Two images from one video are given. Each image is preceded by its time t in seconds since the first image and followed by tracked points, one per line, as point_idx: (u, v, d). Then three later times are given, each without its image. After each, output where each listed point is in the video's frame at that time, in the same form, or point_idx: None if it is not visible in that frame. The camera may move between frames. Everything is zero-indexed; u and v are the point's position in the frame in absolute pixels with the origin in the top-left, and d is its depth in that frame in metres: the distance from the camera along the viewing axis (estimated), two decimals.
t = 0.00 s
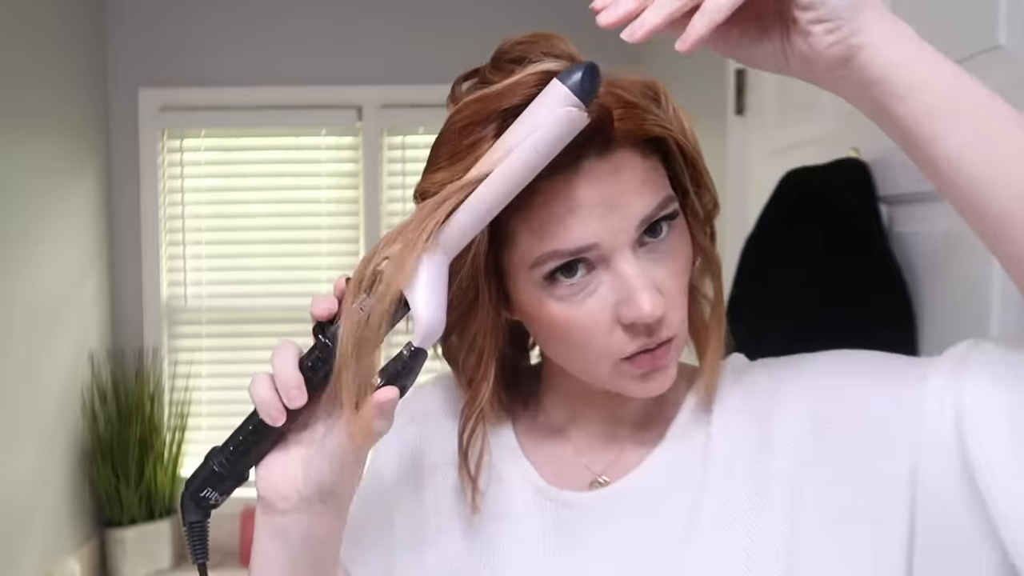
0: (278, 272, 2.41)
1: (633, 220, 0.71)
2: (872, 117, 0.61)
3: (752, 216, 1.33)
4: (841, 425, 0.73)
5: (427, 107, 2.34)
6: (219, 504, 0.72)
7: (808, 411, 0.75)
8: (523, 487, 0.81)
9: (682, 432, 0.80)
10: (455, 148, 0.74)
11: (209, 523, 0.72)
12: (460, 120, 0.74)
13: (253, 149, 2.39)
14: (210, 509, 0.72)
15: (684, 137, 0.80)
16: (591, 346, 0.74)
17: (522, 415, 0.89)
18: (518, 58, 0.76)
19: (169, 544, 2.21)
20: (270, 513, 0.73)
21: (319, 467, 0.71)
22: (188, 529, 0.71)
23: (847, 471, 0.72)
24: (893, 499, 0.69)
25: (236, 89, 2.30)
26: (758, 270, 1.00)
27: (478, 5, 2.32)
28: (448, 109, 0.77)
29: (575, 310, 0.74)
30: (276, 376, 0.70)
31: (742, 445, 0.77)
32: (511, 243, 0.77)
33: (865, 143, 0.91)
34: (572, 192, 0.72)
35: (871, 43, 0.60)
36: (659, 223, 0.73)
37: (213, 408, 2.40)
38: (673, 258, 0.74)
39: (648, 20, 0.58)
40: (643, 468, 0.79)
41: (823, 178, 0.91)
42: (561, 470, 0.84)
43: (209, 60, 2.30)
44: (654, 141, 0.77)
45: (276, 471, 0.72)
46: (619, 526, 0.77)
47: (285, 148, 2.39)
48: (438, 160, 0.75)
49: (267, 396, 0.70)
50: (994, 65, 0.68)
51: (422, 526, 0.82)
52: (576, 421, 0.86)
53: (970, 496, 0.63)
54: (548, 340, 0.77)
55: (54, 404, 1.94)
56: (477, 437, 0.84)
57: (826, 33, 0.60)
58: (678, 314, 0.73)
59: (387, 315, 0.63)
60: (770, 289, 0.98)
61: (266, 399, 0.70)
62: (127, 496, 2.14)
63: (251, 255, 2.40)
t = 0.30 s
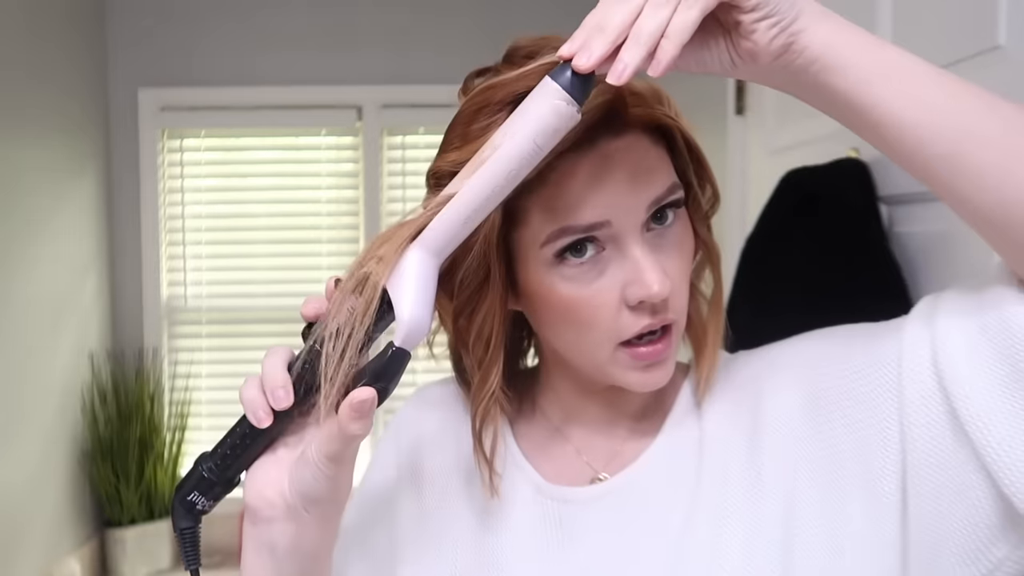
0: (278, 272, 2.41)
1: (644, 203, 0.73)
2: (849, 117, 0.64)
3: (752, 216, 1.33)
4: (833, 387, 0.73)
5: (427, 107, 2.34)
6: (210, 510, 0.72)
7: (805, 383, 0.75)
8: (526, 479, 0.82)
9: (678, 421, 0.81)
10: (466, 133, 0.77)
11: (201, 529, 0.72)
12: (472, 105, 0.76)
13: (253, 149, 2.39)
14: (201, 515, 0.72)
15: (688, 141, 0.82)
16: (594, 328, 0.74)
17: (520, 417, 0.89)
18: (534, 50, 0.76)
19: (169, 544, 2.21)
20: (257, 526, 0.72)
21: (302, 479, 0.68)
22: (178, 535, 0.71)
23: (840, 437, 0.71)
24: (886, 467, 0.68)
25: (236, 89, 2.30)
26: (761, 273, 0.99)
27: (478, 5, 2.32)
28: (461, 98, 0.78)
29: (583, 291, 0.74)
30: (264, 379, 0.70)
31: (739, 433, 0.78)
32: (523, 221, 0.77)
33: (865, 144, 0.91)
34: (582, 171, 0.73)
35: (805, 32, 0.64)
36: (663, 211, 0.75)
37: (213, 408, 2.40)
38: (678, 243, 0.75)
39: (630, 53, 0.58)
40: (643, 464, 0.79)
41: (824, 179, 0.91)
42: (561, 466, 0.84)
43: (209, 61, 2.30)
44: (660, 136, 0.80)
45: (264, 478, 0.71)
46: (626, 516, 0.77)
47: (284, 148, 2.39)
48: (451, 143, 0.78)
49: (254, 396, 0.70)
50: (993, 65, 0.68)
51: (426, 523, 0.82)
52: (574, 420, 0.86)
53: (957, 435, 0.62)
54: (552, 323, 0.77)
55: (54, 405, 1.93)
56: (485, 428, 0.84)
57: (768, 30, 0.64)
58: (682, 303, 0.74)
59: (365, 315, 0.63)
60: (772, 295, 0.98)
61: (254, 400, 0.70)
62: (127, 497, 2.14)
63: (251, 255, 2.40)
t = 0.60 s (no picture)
0: (278, 271, 2.41)
1: (646, 193, 0.73)
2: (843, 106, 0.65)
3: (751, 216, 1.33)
4: (828, 376, 0.73)
5: (426, 107, 2.34)
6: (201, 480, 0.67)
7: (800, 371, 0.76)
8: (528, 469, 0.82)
9: (677, 416, 0.81)
10: (474, 121, 0.77)
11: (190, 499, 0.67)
12: (482, 94, 0.76)
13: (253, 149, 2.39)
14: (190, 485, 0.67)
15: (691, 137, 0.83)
16: (595, 314, 0.74)
17: (519, 413, 0.89)
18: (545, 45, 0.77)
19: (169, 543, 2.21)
20: (251, 500, 0.69)
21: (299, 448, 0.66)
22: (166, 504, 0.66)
23: (835, 424, 0.72)
24: (883, 453, 0.68)
25: (236, 89, 2.30)
26: (762, 272, 1.00)
27: (478, 5, 2.33)
28: (469, 89, 0.79)
29: (587, 275, 0.74)
30: (261, 346, 0.66)
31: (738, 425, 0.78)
32: (528, 208, 0.77)
33: (864, 144, 0.91)
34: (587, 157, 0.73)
35: (801, 25, 0.64)
36: (666, 202, 0.76)
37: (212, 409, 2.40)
38: (681, 234, 0.76)
39: (637, 47, 0.59)
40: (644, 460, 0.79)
41: (824, 179, 0.91)
42: (561, 461, 0.84)
43: (209, 61, 2.30)
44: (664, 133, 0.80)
45: (258, 447, 0.68)
46: (629, 509, 0.77)
47: (284, 148, 2.39)
48: (459, 131, 0.79)
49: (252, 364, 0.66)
50: (994, 65, 0.68)
51: (426, 519, 0.83)
52: (573, 414, 0.86)
53: (950, 417, 0.62)
54: (553, 311, 0.77)
55: (54, 404, 1.93)
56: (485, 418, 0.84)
57: (763, 26, 0.64)
58: (683, 292, 0.75)
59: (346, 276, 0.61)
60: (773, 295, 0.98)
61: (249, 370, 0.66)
62: (127, 496, 2.14)
63: (250, 255, 2.41)
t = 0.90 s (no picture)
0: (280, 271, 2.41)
1: (663, 185, 0.74)
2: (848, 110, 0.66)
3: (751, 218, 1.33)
4: (832, 379, 0.73)
5: (427, 107, 2.34)
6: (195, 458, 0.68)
7: (805, 373, 0.76)
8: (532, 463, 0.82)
9: (681, 414, 0.81)
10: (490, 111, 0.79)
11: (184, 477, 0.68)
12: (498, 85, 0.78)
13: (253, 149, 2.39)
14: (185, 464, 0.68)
15: (705, 135, 0.84)
16: (609, 303, 0.74)
17: (524, 413, 0.89)
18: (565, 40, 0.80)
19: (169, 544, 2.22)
20: (269, 458, 0.73)
21: (324, 396, 0.71)
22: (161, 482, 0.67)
23: (838, 428, 0.72)
24: (886, 458, 0.68)
25: (236, 89, 2.30)
26: (763, 276, 0.99)
27: (478, 5, 2.33)
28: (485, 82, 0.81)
29: (601, 264, 0.74)
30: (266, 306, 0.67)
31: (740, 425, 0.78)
32: (544, 196, 0.78)
33: (864, 144, 0.91)
34: (606, 144, 0.75)
35: (795, 28, 0.65)
36: (680, 197, 0.77)
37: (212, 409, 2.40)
38: (695, 226, 0.76)
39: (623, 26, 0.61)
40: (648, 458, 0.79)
41: (824, 179, 0.91)
42: (567, 461, 0.84)
43: (209, 60, 2.30)
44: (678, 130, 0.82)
45: (271, 409, 0.71)
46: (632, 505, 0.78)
47: (284, 148, 2.39)
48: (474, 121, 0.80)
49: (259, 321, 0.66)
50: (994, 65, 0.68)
51: (425, 513, 0.82)
52: (579, 414, 0.86)
53: (952, 427, 0.62)
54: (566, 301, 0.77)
55: (54, 404, 1.93)
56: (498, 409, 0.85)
57: (757, 23, 0.66)
58: (696, 283, 0.75)
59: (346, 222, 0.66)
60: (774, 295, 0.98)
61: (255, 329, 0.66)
62: (127, 496, 2.14)
63: (251, 255, 2.41)
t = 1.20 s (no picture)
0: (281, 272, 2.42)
1: (671, 179, 0.74)
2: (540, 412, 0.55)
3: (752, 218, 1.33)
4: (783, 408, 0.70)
5: (426, 107, 2.34)
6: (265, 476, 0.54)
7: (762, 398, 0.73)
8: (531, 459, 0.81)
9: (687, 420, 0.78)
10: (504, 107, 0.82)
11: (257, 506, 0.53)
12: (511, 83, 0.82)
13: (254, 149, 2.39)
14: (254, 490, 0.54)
15: (709, 141, 0.84)
16: (612, 296, 0.74)
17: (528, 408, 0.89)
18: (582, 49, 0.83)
19: (169, 543, 2.23)
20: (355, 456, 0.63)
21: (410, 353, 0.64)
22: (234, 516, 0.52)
23: (774, 449, 0.68)
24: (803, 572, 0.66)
25: (236, 89, 2.30)
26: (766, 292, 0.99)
27: (478, 6, 2.33)
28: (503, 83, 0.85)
29: (607, 255, 0.74)
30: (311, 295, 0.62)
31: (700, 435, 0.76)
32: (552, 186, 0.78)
33: (865, 144, 0.91)
34: (614, 137, 0.75)
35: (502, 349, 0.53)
36: (685, 195, 0.77)
37: (213, 409, 2.41)
38: (700, 225, 0.77)
39: None
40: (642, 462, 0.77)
41: (823, 179, 0.91)
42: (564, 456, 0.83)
43: (208, 60, 2.30)
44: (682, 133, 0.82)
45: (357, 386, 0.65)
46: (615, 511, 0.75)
47: (284, 148, 2.39)
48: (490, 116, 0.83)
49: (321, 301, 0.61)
50: (994, 65, 0.68)
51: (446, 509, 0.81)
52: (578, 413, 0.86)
53: None
54: (570, 292, 0.77)
55: (54, 405, 1.94)
56: (498, 397, 0.85)
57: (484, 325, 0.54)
58: (698, 278, 0.75)
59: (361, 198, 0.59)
60: (773, 302, 0.97)
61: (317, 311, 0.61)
62: (127, 496, 2.14)
63: (251, 255, 2.41)
